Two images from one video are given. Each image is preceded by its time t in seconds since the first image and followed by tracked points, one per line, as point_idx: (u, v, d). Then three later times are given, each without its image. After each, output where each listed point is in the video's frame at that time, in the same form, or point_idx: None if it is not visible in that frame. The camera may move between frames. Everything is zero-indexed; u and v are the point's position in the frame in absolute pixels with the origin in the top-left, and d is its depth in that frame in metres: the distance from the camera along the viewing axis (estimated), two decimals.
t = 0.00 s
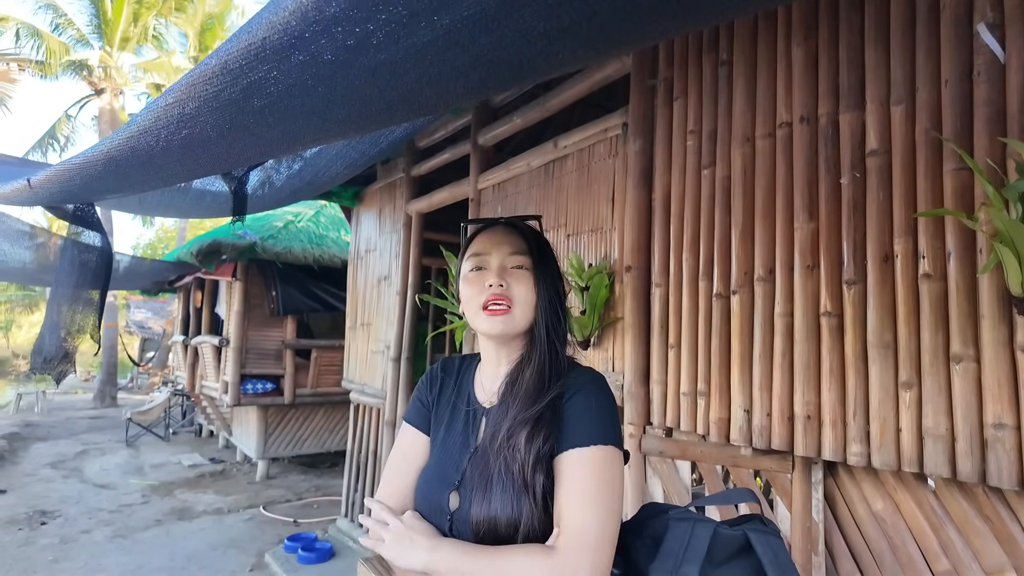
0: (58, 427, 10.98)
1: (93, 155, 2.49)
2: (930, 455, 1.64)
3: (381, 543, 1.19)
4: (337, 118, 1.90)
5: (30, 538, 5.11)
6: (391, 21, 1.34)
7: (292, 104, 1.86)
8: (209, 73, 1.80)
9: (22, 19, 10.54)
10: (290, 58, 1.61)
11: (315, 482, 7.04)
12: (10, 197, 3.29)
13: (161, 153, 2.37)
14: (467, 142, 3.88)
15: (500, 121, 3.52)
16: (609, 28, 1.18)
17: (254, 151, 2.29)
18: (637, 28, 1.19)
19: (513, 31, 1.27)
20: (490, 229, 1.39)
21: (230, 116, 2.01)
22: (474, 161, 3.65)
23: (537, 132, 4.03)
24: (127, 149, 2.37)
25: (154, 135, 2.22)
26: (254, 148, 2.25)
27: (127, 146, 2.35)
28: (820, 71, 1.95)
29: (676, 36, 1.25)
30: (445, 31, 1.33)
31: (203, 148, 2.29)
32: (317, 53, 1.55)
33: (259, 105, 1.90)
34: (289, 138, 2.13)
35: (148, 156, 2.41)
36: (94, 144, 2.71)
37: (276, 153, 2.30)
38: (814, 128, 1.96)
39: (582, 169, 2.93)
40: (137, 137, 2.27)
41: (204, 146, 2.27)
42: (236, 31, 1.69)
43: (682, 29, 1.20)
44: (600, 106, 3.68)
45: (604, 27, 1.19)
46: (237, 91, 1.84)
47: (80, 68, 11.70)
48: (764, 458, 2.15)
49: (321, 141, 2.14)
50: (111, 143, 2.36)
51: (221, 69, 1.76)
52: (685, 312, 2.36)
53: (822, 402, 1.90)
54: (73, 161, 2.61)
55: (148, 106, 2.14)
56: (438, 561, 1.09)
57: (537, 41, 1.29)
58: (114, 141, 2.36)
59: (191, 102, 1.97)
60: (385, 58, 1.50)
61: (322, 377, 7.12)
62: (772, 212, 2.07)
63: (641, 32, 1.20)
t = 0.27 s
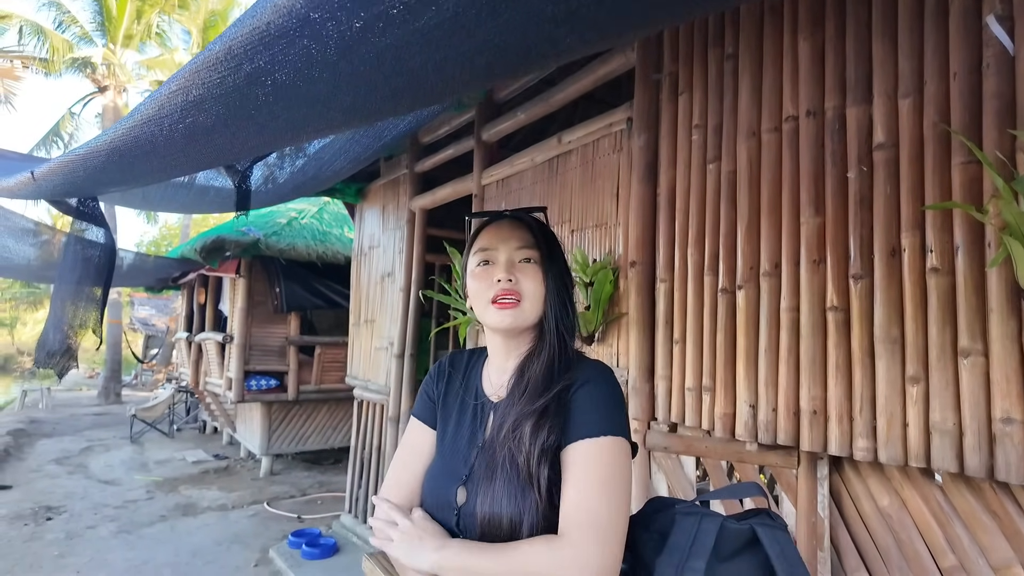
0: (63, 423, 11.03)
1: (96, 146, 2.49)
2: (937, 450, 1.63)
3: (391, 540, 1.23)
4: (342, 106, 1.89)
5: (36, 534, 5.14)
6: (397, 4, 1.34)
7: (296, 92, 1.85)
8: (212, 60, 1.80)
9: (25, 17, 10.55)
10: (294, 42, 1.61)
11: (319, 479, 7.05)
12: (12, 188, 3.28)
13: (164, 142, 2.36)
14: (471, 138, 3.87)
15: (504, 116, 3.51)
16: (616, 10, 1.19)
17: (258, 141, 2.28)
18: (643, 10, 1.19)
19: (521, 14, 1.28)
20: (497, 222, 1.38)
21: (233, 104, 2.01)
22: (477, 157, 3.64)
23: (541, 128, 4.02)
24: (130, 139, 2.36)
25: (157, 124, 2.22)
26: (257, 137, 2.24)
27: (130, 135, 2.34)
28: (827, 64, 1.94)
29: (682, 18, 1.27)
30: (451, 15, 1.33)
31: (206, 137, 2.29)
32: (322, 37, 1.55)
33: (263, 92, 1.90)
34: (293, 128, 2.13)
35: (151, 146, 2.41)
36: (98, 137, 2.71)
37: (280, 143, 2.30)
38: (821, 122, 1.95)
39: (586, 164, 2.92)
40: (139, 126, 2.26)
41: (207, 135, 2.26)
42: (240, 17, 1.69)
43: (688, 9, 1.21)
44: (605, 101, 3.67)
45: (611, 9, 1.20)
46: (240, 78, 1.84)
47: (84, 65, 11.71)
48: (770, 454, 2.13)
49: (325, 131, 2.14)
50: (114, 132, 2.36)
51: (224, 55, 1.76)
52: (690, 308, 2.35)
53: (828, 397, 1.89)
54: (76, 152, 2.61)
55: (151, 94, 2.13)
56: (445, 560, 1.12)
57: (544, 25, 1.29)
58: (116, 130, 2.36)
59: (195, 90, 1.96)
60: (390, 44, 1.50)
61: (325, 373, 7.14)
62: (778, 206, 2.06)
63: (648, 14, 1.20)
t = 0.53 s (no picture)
0: (66, 418, 11.07)
1: (98, 132, 2.48)
2: (942, 442, 1.63)
3: (398, 536, 1.22)
4: (344, 92, 1.89)
5: (40, 527, 5.16)
6: None
7: (298, 75, 1.86)
8: (215, 41, 1.80)
9: (26, 12, 10.53)
10: (298, 21, 1.63)
11: (322, 473, 7.07)
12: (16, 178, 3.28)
13: (166, 129, 2.35)
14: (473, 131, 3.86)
15: (506, 109, 3.50)
16: None
17: (260, 128, 2.28)
18: None
19: None
20: (499, 214, 1.37)
21: (235, 88, 2.01)
22: (479, 150, 3.63)
23: (543, 121, 4.01)
24: (132, 124, 2.35)
25: (159, 109, 2.21)
26: (259, 124, 2.24)
27: (132, 121, 2.33)
28: (832, 55, 1.93)
29: None
30: None
31: (208, 124, 2.28)
32: (326, 15, 1.57)
33: (265, 75, 1.90)
34: (294, 115, 2.13)
35: (153, 133, 2.40)
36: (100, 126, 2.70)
37: (283, 130, 2.29)
38: (825, 113, 1.94)
39: (589, 157, 2.92)
40: (142, 111, 2.25)
41: (209, 121, 2.25)
42: None
43: None
44: (607, 94, 3.66)
45: None
46: (242, 59, 1.84)
47: (85, 61, 11.70)
48: (772, 446, 2.16)
49: (327, 119, 2.14)
50: (117, 117, 2.36)
51: (227, 36, 1.77)
52: (693, 301, 2.35)
53: (832, 389, 1.88)
54: (78, 140, 2.60)
55: (153, 78, 2.13)
56: (460, 555, 1.11)
57: (549, 4, 1.31)
58: (119, 116, 2.36)
59: (197, 73, 1.97)
60: (393, 23, 1.51)
61: (328, 368, 7.15)
62: (782, 199, 2.05)
63: None
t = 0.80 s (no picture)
0: (68, 413, 11.09)
1: (103, 121, 2.47)
2: (947, 433, 1.63)
3: (403, 522, 1.23)
4: (351, 78, 1.89)
5: (43, 520, 5.18)
6: None
7: (306, 61, 1.85)
8: (222, 26, 1.79)
9: (26, 6, 10.50)
10: (307, 6, 1.62)
11: (324, 467, 7.09)
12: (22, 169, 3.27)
13: (172, 117, 2.34)
14: (475, 124, 3.85)
15: (509, 102, 3.49)
16: None
17: (266, 116, 2.28)
18: None
19: None
20: (506, 204, 1.37)
21: (242, 75, 2.00)
22: (482, 144, 3.62)
23: (546, 114, 4.00)
24: (138, 113, 2.34)
25: (166, 96, 2.20)
26: (265, 111, 2.23)
27: (139, 110, 2.32)
28: (838, 46, 1.92)
29: None
30: None
31: (212, 111, 2.27)
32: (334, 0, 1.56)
33: (272, 61, 1.89)
34: (301, 102, 2.12)
35: (158, 121, 2.39)
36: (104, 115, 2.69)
37: (289, 119, 2.28)
38: (831, 104, 1.93)
39: (593, 150, 2.91)
40: (149, 99, 2.24)
41: (215, 109, 2.25)
42: None
43: None
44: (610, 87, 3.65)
45: None
46: (250, 45, 1.83)
47: (85, 55, 11.68)
48: (775, 438, 2.15)
49: (334, 105, 2.13)
50: (122, 105, 2.35)
51: (235, 21, 1.76)
52: (697, 293, 2.34)
53: (836, 381, 1.88)
54: (84, 129, 2.59)
55: (159, 65, 2.12)
56: (462, 541, 1.12)
57: None
58: (125, 104, 2.34)
59: (204, 59, 1.96)
60: (402, 8, 1.50)
61: (330, 362, 7.16)
62: (788, 190, 2.04)
63: None
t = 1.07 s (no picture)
0: (71, 405, 11.12)
1: (101, 103, 2.42)
2: (951, 419, 1.62)
3: (406, 507, 1.23)
4: (354, 52, 1.89)
5: (47, 511, 5.20)
6: None
7: (310, 35, 1.83)
8: None
9: None
10: None
11: (326, 458, 7.11)
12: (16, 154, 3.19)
13: (174, 96, 2.29)
14: (477, 114, 3.83)
15: (510, 91, 3.48)
16: None
17: (269, 94, 2.26)
18: None
19: None
20: (506, 187, 1.36)
21: (243, 50, 1.96)
22: (484, 133, 3.60)
23: (548, 104, 3.98)
24: (139, 93, 2.29)
25: (166, 75, 2.15)
26: (267, 89, 2.21)
27: (139, 89, 2.27)
28: (843, 31, 1.90)
29: None
30: None
31: (214, 90, 2.24)
32: None
33: (275, 36, 1.86)
34: (302, 78, 2.10)
35: (158, 102, 2.35)
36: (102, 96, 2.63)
37: (292, 95, 2.27)
38: (836, 90, 1.92)
39: (595, 138, 2.90)
40: (148, 78, 2.19)
41: (217, 87, 2.21)
42: None
43: None
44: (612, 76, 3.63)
45: None
46: (252, 19, 1.79)
47: (85, 47, 11.63)
48: (778, 426, 2.15)
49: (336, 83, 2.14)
50: (121, 86, 2.29)
51: None
52: (700, 281, 2.34)
53: (840, 367, 1.88)
54: (82, 111, 2.53)
55: (158, 43, 2.06)
56: (465, 526, 1.12)
57: None
58: (124, 83, 2.29)
59: (204, 35, 1.90)
60: None
61: (331, 354, 7.17)
62: (792, 177, 2.03)
63: None
